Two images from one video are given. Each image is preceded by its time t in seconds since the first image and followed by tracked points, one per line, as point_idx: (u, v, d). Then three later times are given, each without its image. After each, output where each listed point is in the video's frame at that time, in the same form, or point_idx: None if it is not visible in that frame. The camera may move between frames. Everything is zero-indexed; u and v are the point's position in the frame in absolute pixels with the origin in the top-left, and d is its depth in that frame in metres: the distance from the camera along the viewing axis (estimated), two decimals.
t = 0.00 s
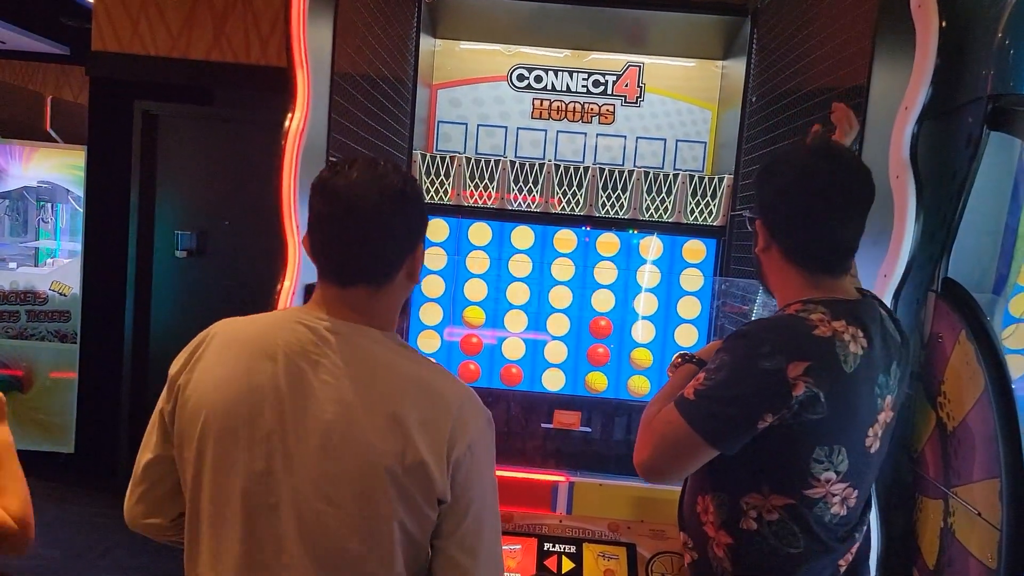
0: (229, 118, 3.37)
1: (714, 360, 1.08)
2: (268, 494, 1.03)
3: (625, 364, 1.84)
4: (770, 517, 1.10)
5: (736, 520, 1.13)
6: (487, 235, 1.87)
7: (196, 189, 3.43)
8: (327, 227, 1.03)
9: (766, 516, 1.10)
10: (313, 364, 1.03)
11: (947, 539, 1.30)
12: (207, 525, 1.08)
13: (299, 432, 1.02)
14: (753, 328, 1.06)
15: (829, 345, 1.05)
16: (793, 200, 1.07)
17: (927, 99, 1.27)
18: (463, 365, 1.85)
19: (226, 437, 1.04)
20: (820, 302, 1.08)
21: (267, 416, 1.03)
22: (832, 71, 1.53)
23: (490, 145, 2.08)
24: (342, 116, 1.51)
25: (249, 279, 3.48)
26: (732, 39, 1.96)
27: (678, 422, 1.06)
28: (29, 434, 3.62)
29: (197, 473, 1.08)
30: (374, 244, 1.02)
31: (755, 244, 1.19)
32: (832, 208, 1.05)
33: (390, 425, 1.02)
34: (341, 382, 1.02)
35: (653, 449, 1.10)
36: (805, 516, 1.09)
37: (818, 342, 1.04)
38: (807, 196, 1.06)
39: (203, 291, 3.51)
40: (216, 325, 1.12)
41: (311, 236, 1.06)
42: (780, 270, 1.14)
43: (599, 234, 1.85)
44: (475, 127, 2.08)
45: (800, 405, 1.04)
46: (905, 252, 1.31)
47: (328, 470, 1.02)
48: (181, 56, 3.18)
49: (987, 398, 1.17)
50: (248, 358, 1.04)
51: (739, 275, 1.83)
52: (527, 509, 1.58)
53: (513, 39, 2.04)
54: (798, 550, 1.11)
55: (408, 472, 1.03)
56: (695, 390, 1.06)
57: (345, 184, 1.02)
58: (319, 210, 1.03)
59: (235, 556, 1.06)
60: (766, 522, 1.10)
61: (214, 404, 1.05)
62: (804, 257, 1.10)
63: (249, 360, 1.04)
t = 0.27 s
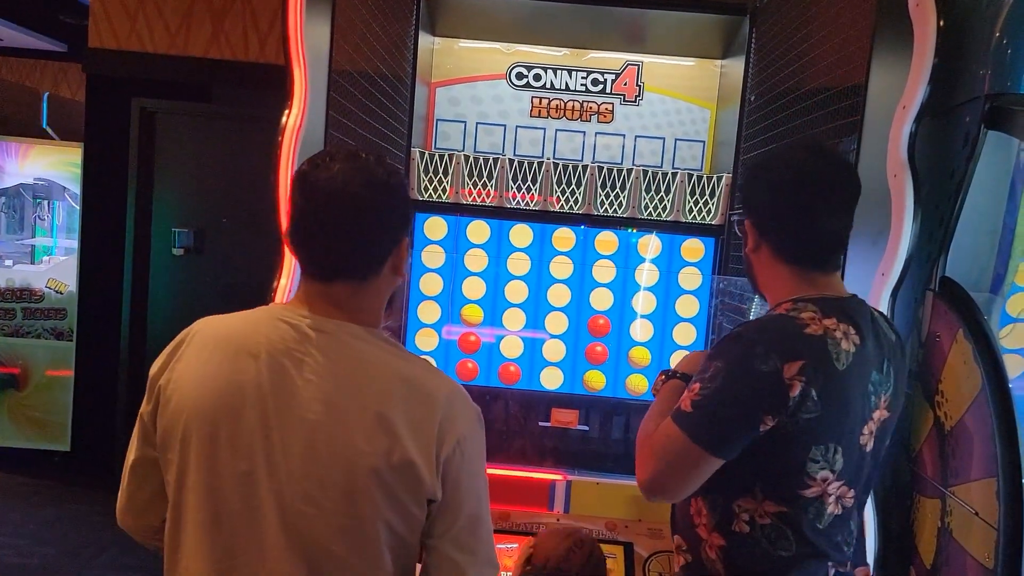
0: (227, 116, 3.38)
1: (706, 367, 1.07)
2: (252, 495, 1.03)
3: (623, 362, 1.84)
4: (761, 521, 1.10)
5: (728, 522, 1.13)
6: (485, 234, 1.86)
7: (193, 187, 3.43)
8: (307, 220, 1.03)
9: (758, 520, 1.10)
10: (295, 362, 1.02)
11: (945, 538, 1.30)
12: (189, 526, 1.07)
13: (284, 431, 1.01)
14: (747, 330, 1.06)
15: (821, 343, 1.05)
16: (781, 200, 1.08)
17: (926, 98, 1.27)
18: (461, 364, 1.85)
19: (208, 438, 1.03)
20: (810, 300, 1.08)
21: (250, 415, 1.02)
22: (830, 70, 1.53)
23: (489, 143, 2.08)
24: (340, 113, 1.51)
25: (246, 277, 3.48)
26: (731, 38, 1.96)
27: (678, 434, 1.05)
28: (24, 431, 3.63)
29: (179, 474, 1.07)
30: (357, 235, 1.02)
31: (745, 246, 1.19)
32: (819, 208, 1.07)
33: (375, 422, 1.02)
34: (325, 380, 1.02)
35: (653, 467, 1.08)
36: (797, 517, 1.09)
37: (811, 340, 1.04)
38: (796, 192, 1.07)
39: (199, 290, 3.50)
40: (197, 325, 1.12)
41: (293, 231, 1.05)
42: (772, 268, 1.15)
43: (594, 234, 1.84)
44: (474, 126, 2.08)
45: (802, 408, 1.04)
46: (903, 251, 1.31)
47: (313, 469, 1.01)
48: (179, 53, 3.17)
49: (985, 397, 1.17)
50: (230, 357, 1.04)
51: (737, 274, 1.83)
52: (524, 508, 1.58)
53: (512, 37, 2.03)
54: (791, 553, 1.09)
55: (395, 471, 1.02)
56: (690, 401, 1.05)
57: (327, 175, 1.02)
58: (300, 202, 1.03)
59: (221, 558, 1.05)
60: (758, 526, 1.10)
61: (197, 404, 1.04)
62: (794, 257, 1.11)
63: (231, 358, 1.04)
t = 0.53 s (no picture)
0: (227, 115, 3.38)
1: (722, 384, 1.05)
2: (242, 492, 1.03)
3: (622, 362, 1.84)
4: (767, 529, 1.10)
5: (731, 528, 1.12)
6: (484, 233, 1.86)
7: (194, 186, 3.44)
8: (286, 215, 1.02)
9: (764, 526, 1.10)
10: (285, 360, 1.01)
11: (944, 538, 1.30)
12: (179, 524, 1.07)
13: (276, 429, 1.01)
14: (751, 337, 1.06)
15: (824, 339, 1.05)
16: (778, 200, 1.09)
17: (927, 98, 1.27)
18: (460, 363, 1.85)
19: (198, 437, 1.03)
20: (809, 299, 1.09)
21: (241, 413, 1.02)
22: (830, 70, 1.53)
23: (489, 142, 2.08)
24: (340, 112, 1.51)
25: (245, 276, 3.49)
26: (731, 39, 1.96)
27: (718, 455, 1.02)
28: (24, 429, 3.63)
29: (170, 474, 1.07)
30: (338, 230, 1.01)
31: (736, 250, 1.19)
32: (814, 207, 1.08)
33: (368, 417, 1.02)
34: (315, 376, 1.01)
35: (697, 498, 1.03)
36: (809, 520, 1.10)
37: (815, 336, 1.04)
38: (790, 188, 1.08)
39: (199, 289, 3.50)
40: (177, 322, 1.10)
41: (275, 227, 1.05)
42: (765, 270, 1.15)
43: (594, 233, 1.85)
44: (474, 125, 2.08)
45: (817, 403, 1.03)
46: (903, 251, 1.31)
47: (306, 465, 1.01)
48: (179, 52, 3.17)
49: (985, 397, 1.17)
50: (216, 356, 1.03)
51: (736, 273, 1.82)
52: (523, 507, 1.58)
53: (512, 36, 2.03)
54: (794, 562, 1.11)
55: (389, 462, 1.03)
56: (723, 421, 1.03)
57: (306, 169, 1.01)
58: (280, 197, 1.02)
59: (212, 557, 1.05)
60: (763, 533, 1.10)
61: (185, 404, 1.03)
62: (788, 257, 1.12)
63: (217, 358, 1.03)
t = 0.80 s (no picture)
0: (226, 114, 3.38)
1: (746, 378, 1.04)
2: (225, 487, 1.03)
3: (622, 360, 1.84)
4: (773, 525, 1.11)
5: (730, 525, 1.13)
6: (484, 231, 1.87)
7: (194, 185, 3.44)
8: (251, 205, 1.02)
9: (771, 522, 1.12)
10: (257, 355, 1.02)
11: (942, 536, 1.31)
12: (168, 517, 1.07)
13: (254, 423, 1.01)
14: (762, 329, 1.06)
15: (827, 331, 1.05)
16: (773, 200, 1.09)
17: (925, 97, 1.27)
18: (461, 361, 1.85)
19: (179, 434, 1.03)
20: (804, 293, 1.10)
21: (219, 413, 1.01)
22: (829, 70, 1.53)
23: (488, 141, 2.08)
24: (339, 110, 1.52)
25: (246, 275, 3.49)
26: (730, 38, 1.97)
27: (756, 451, 1.01)
28: (23, 428, 3.63)
29: (158, 471, 1.07)
30: (323, 223, 1.02)
31: (726, 250, 1.19)
32: (811, 206, 1.09)
33: (344, 407, 1.01)
34: (289, 370, 1.01)
35: (741, 500, 1.01)
36: (812, 513, 1.11)
37: (817, 327, 1.04)
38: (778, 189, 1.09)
39: (199, 287, 3.50)
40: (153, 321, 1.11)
41: (240, 217, 1.04)
42: (755, 270, 1.16)
43: (594, 232, 1.85)
44: (474, 123, 2.08)
45: (831, 390, 1.03)
46: (901, 248, 1.30)
47: (285, 456, 1.01)
48: (179, 50, 3.18)
49: (982, 395, 1.18)
50: (190, 355, 1.03)
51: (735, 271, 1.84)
52: (523, 504, 1.59)
53: (511, 35, 2.04)
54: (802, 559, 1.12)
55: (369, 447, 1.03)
56: (756, 418, 1.01)
57: (273, 155, 1.01)
58: (246, 185, 1.01)
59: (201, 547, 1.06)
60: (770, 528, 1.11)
61: (165, 403, 1.03)
62: (780, 257, 1.12)
63: (191, 357, 1.03)
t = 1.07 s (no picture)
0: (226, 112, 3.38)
1: (754, 379, 1.04)
2: (212, 477, 1.05)
3: (622, 359, 1.85)
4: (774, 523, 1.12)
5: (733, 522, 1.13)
6: (484, 230, 1.88)
7: (193, 183, 3.44)
8: (230, 202, 1.04)
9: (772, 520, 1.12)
10: (240, 347, 1.03)
11: (941, 533, 1.31)
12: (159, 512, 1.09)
13: (240, 414, 1.02)
14: (771, 327, 1.06)
15: (834, 331, 1.06)
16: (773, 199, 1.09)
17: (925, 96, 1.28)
18: (460, 359, 1.85)
19: (168, 427, 1.05)
20: (810, 293, 1.10)
21: (207, 403, 1.03)
22: (829, 68, 1.54)
23: (488, 140, 2.08)
24: (339, 109, 1.52)
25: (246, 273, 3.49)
26: (731, 36, 1.97)
27: (765, 454, 1.01)
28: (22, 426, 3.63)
29: (150, 465, 1.09)
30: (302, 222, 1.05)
31: (727, 250, 1.19)
32: (811, 204, 1.09)
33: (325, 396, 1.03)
34: (271, 361, 1.02)
35: (748, 502, 1.02)
36: (816, 511, 1.11)
37: (823, 327, 1.05)
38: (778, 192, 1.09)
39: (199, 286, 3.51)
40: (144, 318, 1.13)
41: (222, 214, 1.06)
42: (754, 272, 1.17)
43: (594, 231, 1.86)
44: (474, 122, 2.08)
45: (838, 391, 1.03)
46: (901, 247, 1.31)
47: (271, 444, 1.03)
48: (179, 48, 3.18)
49: (982, 394, 1.18)
50: (176, 349, 1.05)
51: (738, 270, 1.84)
52: (523, 503, 1.58)
53: (511, 34, 2.03)
54: (806, 559, 1.12)
55: (353, 434, 1.05)
56: (765, 421, 1.02)
57: (250, 154, 1.03)
58: (227, 183, 1.03)
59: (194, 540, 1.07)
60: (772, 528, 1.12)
61: (155, 397, 1.06)
62: (781, 254, 1.12)
63: (177, 351, 1.05)
